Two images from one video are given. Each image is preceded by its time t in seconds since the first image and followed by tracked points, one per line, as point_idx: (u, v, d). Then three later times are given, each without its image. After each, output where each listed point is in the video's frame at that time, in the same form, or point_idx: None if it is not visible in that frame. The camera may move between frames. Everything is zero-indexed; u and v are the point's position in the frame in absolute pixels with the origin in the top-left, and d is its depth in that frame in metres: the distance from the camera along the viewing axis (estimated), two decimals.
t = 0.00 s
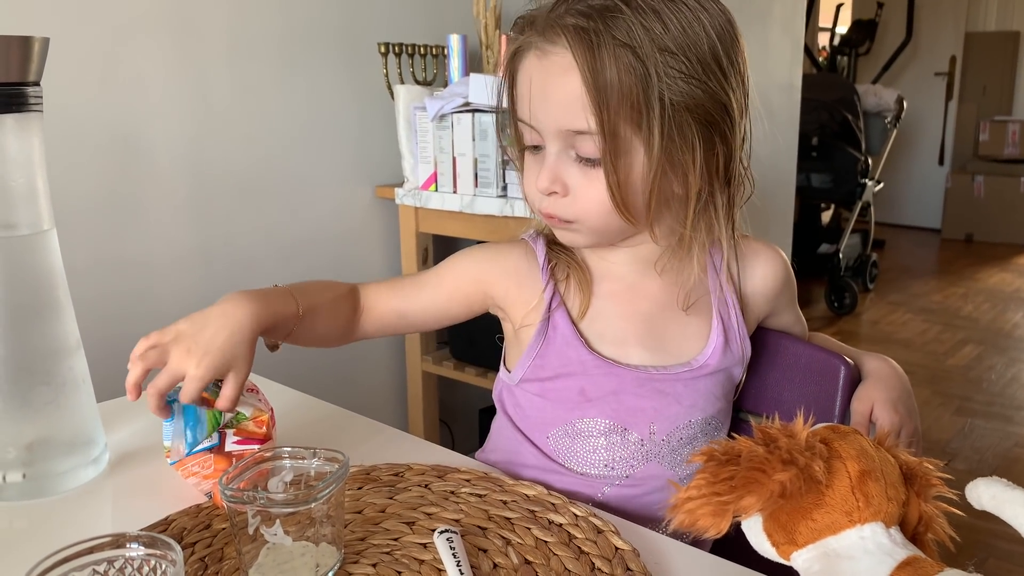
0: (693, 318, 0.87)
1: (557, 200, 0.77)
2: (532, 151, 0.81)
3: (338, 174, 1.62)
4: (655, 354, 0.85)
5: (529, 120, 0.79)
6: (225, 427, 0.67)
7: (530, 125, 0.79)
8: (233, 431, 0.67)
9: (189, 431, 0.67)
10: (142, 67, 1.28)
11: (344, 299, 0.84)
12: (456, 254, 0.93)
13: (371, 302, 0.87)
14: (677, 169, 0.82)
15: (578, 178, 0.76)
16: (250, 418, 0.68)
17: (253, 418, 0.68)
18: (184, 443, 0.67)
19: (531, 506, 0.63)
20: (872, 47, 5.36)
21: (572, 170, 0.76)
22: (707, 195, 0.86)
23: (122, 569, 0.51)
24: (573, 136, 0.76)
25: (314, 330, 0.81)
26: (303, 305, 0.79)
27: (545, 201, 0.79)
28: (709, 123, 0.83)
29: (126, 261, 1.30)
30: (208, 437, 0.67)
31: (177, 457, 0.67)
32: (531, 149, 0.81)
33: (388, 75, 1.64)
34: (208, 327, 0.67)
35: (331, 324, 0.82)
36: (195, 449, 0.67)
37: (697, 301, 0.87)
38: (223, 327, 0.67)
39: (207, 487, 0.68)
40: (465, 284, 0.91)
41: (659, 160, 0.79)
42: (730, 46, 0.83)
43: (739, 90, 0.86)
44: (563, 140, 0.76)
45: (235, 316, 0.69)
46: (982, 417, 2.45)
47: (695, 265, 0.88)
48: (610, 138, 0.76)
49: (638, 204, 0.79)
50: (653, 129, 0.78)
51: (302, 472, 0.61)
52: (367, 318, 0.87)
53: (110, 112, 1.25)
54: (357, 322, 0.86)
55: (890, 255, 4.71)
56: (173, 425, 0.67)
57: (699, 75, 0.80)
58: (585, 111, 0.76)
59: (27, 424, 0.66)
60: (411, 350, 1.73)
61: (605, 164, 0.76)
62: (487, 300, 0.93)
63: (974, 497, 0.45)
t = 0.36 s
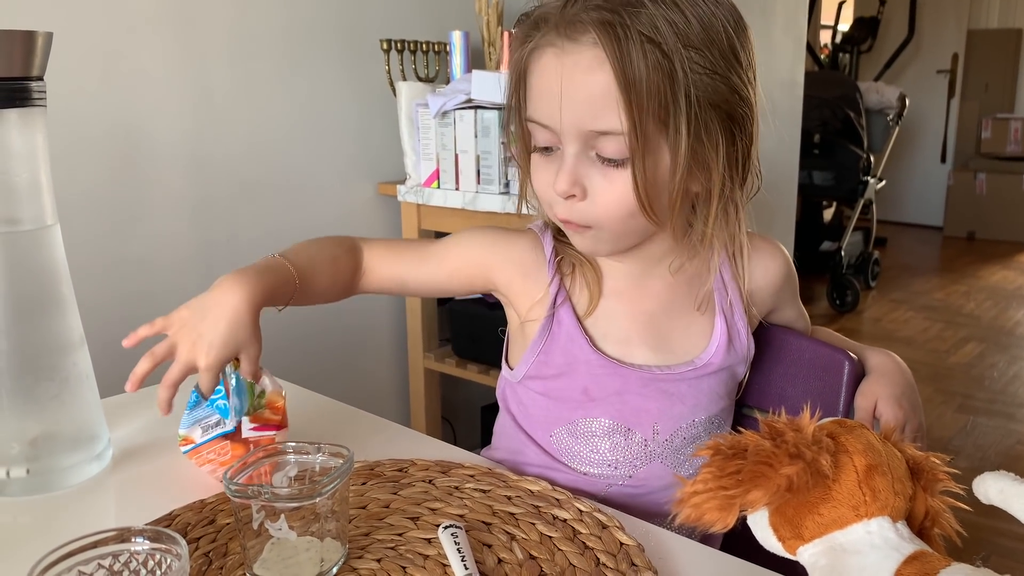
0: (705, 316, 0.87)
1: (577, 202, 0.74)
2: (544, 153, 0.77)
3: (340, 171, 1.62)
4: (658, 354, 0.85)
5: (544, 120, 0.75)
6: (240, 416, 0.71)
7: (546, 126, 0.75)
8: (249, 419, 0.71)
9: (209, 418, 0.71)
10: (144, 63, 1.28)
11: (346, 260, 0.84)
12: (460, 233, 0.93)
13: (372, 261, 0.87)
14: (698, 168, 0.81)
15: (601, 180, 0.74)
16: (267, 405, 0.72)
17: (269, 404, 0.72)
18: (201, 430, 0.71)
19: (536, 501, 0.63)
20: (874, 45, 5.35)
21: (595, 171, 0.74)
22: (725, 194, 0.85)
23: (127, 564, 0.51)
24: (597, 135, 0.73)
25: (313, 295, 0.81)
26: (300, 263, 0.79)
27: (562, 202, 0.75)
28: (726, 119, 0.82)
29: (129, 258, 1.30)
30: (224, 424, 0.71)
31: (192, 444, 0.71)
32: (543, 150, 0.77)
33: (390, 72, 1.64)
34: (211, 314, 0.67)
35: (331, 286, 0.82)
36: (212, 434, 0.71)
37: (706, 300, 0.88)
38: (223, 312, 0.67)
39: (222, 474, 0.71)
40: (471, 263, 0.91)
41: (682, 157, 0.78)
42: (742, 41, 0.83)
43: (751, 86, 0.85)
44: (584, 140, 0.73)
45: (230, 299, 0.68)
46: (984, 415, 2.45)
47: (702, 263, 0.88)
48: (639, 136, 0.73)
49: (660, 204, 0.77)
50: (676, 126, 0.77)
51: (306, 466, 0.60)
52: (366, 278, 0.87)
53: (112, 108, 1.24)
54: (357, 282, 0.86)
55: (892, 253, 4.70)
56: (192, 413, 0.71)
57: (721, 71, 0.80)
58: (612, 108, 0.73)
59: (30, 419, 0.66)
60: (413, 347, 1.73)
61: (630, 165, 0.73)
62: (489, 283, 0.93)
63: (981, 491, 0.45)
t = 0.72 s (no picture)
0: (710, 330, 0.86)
1: (576, 263, 0.73)
2: (539, 211, 0.75)
3: (340, 167, 1.62)
4: (660, 365, 0.86)
5: (535, 187, 0.72)
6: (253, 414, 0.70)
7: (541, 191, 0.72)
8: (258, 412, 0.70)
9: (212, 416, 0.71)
10: (144, 59, 1.27)
11: (346, 247, 0.86)
12: (467, 223, 0.93)
13: (372, 245, 0.89)
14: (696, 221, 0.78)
15: (599, 244, 0.72)
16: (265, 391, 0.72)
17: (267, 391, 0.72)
18: (203, 429, 0.71)
19: (537, 495, 0.63)
20: (873, 42, 5.35)
21: (592, 236, 0.72)
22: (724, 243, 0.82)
23: (129, 557, 0.51)
24: (592, 205, 0.70)
25: (315, 285, 0.82)
26: (297, 270, 0.80)
27: (561, 262, 0.74)
28: (725, 169, 0.78)
29: (129, 254, 1.30)
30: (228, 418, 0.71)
31: (197, 443, 0.71)
32: (537, 208, 0.75)
33: (390, 68, 1.64)
34: (218, 341, 0.70)
35: (334, 272, 0.84)
36: (214, 431, 0.71)
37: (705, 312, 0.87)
38: (229, 339, 0.70)
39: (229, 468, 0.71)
40: (472, 258, 0.92)
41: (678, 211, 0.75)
42: (741, 87, 0.78)
43: (751, 131, 0.81)
44: (579, 210, 0.71)
45: (237, 326, 0.71)
46: (983, 411, 2.45)
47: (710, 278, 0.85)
48: (633, 209, 0.71)
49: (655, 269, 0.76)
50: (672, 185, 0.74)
51: (309, 460, 0.60)
52: (369, 262, 0.89)
53: (112, 104, 1.24)
54: (360, 265, 0.88)
55: (891, 249, 4.71)
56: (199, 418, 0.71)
57: (718, 124, 0.75)
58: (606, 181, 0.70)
59: (32, 414, 0.66)
60: (413, 344, 1.73)
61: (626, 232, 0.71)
62: (492, 279, 0.93)
63: (984, 483, 0.45)
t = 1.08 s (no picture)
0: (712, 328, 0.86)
1: (594, 239, 0.72)
2: (559, 184, 0.74)
3: (335, 164, 1.62)
4: (662, 360, 0.85)
5: (562, 156, 0.72)
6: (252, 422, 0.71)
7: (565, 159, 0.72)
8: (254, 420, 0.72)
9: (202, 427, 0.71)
10: (139, 55, 1.27)
11: (339, 259, 0.84)
12: (468, 221, 0.93)
13: (369, 253, 0.88)
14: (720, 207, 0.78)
15: (619, 220, 0.71)
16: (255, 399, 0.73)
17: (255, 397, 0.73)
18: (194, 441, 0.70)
19: (532, 490, 0.63)
20: (869, 39, 5.35)
21: (614, 210, 0.71)
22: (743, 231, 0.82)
23: (123, 552, 0.51)
24: (618, 176, 0.70)
25: (310, 298, 0.81)
26: (290, 286, 0.79)
27: (578, 237, 0.73)
28: (751, 157, 0.80)
29: (123, 251, 1.30)
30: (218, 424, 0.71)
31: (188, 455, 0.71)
32: (558, 180, 0.74)
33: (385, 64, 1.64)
34: (206, 360, 0.69)
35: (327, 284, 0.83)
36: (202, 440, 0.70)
37: (709, 307, 0.87)
38: (218, 358, 0.69)
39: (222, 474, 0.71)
40: (472, 258, 0.91)
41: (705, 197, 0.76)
42: (770, 79, 0.80)
43: (775, 125, 0.83)
44: (604, 181, 0.70)
45: (227, 344, 0.70)
46: (978, 407, 2.45)
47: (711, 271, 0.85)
48: (662, 184, 0.71)
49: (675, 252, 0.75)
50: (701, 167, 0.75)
51: (302, 455, 0.60)
52: (366, 268, 0.88)
53: (106, 100, 1.24)
54: (357, 273, 0.88)
55: (887, 246, 4.71)
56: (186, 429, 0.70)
57: (749, 110, 0.77)
58: (635, 153, 0.70)
59: (26, 410, 0.66)
60: (409, 340, 1.73)
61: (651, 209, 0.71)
62: (492, 278, 0.92)
63: (976, 476, 0.45)
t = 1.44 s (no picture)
0: (701, 320, 0.87)
1: (572, 205, 0.74)
2: (539, 155, 0.77)
3: (330, 161, 1.61)
4: (653, 351, 0.86)
5: (537, 124, 0.74)
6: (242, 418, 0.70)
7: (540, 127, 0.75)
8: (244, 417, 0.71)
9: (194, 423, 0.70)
10: (132, 52, 1.26)
11: (331, 262, 0.84)
12: (458, 219, 0.92)
13: (362, 254, 0.88)
14: (693, 171, 0.80)
15: (593, 184, 0.73)
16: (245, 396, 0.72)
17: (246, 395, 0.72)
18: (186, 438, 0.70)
19: (527, 486, 0.63)
20: (864, 36, 5.36)
21: (588, 174, 0.73)
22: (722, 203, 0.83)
23: (117, 549, 0.51)
24: (590, 139, 0.72)
25: (303, 301, 0.81)
26: (284, 294, 0.79)
27: (557, 205, 0.75)
28: (723, 123, 0.81)
29: (117, 248, 1.30)
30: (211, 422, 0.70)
31: (181, 454, 0.70)
32: (538, 152, 0.77)
33: (380, 61, 1.63)
34: (200, 365, 0.69)
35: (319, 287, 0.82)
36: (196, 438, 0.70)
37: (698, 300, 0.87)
38: (213, 362, 0.69)
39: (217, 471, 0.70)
40: (465, 256, 0.91)
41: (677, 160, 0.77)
42: (743, 45, 0.81)
43: (750, 92, 0.83)
44: (579, 145, 0.73)
45: (223, 351, 0.70)
46: (972, 404, 2.46)
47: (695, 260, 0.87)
48: (627, 142, 0.73)
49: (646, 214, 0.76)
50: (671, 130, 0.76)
51: (297, 452, 0.60)
52: (358, 269, 0.88)
53: (99, 97, 1.23)
54: (349, 274, 0.87)
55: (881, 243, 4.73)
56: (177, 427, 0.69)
57: (718, 74, 0.78)
58: (602, 115, 0.72)
59: (19, 408, 0.66)
60: (404, 338, 1.73)
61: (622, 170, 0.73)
62: (487, 276, 0.92)
63: (971, 471, 0.45)
